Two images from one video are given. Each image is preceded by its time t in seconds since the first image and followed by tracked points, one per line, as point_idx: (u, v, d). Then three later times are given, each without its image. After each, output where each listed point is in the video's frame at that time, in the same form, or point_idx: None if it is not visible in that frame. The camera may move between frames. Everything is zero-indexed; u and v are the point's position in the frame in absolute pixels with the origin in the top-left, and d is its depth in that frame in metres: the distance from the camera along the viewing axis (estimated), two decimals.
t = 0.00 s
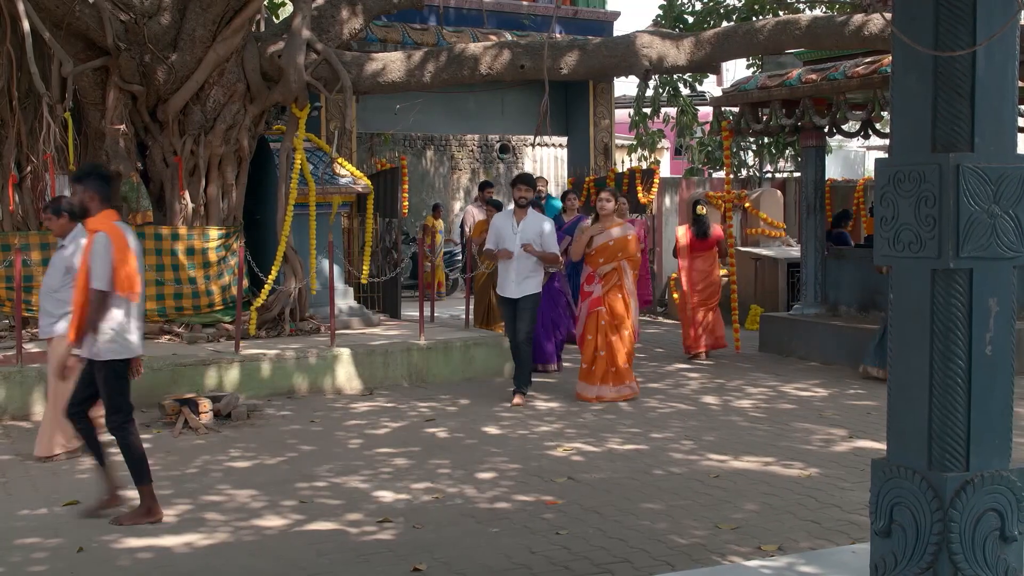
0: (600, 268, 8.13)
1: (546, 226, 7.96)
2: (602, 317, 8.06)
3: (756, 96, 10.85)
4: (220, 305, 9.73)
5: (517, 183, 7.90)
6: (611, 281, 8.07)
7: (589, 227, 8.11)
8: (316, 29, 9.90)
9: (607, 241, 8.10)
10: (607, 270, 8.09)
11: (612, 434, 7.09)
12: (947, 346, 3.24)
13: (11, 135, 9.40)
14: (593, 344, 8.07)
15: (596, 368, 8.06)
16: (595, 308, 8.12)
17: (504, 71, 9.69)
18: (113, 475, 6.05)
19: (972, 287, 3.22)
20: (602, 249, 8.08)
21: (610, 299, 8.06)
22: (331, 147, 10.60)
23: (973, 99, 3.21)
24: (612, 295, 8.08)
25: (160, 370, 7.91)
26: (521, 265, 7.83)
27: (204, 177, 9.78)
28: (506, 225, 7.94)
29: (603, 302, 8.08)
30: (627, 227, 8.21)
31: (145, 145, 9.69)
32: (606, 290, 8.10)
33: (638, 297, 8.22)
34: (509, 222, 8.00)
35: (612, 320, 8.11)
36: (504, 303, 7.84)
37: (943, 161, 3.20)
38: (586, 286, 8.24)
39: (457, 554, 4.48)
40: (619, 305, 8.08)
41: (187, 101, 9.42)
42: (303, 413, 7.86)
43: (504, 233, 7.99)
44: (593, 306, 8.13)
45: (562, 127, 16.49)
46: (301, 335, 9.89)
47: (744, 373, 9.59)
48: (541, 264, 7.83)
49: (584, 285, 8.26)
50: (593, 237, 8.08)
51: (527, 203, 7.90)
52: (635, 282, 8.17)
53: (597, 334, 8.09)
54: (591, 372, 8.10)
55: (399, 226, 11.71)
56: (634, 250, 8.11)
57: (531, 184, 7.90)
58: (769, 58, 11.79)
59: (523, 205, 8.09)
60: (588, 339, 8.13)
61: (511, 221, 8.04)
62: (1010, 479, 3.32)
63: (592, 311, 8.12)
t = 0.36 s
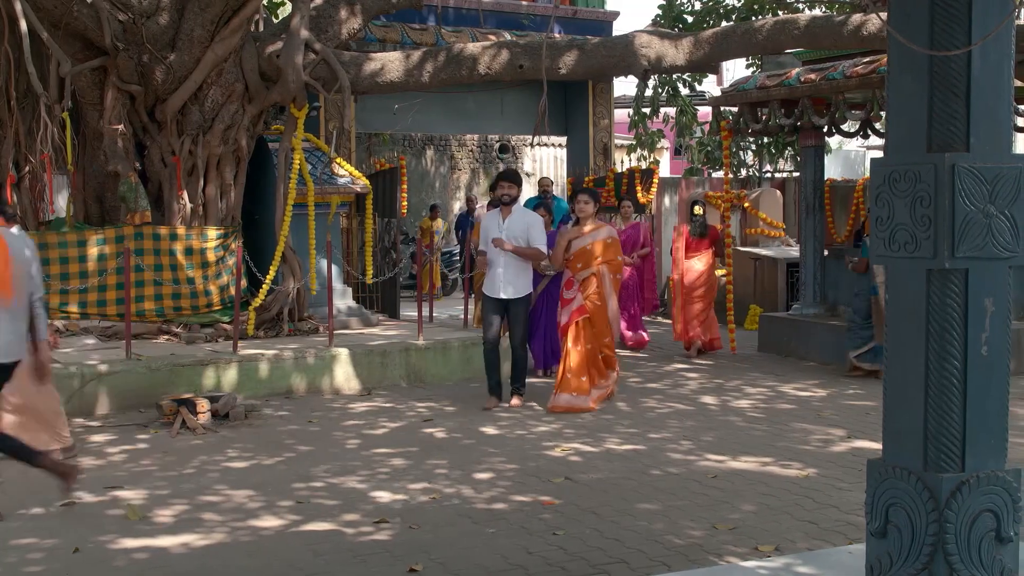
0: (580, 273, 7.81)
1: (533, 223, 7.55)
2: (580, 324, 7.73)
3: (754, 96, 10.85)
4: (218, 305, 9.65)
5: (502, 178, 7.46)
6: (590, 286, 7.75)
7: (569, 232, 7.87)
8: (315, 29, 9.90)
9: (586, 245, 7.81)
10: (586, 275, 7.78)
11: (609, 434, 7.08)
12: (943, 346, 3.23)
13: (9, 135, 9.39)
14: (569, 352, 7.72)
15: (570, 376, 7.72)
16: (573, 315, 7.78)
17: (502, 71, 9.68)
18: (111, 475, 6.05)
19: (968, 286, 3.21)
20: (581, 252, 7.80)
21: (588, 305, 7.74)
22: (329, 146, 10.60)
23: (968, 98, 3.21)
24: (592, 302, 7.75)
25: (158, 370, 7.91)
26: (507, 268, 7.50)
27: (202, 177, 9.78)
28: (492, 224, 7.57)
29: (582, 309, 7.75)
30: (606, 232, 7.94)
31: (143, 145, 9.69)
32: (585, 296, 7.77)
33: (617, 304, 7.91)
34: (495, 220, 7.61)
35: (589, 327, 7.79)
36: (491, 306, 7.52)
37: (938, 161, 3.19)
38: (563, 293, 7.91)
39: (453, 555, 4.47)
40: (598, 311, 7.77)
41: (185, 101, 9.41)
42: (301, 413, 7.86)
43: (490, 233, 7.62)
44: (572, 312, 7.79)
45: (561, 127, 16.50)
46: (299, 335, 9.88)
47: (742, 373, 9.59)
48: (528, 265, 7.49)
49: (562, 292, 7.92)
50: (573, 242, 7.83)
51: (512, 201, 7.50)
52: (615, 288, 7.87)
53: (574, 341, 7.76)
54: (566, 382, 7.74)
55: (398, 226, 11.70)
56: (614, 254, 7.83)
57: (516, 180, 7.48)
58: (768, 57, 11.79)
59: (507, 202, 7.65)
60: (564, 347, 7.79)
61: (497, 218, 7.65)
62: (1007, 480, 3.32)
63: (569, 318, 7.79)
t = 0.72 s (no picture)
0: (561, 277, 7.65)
1: (515, 224, 7.37)
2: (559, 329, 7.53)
3: (753, 96, 10.85)
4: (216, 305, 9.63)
5: (479, 179, 7.24)
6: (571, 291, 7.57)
7: (550, 233, 7.69)
8: (313, 29, 9.90)
9: (567, 248, 7.64)
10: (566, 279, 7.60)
11: (607, 434, 7.07)
12: (937, 346, 3.22)
13: (6, 134, 9.33)
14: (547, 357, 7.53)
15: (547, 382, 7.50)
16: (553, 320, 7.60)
17: (500, 71, 9.67)
18: (107, 476, 6.04)
19: (962, 286, 3.20)
20: (563, 256, 7.64)
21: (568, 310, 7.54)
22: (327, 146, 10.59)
23: (962, 98, 3.20)
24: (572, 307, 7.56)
25: (155, 370, 7.91)
26: (490, 274, 7.32)
27: (200, 177, 9.78)
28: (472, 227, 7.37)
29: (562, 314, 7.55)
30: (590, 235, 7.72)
31: (141, 145, 9.68)
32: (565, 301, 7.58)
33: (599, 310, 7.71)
34: (474, 222, 7.41)
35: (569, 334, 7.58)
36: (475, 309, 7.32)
37: (932, 161, 3.18)
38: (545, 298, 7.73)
39: (448, 556, 4.46)
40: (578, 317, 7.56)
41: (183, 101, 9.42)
42: (299, 413, 7.86)
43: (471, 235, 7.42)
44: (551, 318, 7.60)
45: (561, 127, 16.50)
46: (297, 335, 9.87)
47: (741, 373, 9.58)
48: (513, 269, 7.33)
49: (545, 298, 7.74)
50: (555, 243, 7.66)
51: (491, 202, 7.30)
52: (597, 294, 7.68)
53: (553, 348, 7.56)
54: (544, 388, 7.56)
55: (397, 226, 11.71)
56: (595, 258, 7.66)
57: (494, 178, 7.24)
58: (767, 57, 11.77)
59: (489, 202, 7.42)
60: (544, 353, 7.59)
61: (477, 219, 7.44)
62: (1000, 481, 3.31)
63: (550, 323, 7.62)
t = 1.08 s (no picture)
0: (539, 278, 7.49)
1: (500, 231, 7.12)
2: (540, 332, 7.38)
3: (751, 96, 10.85)
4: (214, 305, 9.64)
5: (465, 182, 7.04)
6: (549, 292, 7.45)
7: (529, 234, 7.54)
8: (311, 29, 9.89)
9: (546, 248, 7.52)
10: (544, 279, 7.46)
11: (604, 435, 7.06)
12: (930, 347, 3.21)
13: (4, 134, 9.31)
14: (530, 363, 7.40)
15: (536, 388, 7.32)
16: (534, 323, 7.41)
17: (498, 72, 9.66)
18: (102, 477, 6.03)
19: (955, 287, 3.19)
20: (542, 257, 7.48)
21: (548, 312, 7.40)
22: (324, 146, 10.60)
23: (955, 99, 3.19)
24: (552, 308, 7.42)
25: (152, 371, 7.90)
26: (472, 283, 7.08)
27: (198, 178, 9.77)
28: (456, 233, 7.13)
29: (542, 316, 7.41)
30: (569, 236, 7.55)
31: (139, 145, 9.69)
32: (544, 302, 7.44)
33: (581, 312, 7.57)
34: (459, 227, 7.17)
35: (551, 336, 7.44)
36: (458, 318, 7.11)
37: (925, 161, 3.17)
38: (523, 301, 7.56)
39: (443, 557, 4.45)
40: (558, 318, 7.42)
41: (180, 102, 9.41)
42: (296, 414, 7.86)
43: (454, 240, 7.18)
44: (530, 321, 7.43)
45: (560, 128, 16.50)
46: (295, 336, 9.87)
47: (739, 374, 9.58)
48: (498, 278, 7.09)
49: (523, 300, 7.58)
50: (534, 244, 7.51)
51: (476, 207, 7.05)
52: (577, 295, 7.53)
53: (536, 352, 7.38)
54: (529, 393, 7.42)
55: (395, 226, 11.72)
56: (575, 259, 7.51)
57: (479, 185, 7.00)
58: (766, 57, 11.76)
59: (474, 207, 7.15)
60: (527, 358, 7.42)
61: (462, 224, 7.20)
62: (994, 483, 3.30)
63: (529, 327, 7.40)
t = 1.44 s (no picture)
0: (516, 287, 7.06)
1: (474, 228, 6.80)
2: (520, 345, 7.00)
3: (751, 96, 10.84)
4: (212, 305, 9.64)
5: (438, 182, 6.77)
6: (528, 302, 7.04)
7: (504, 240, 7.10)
8: (310, 29, 9.88)
9: (523, 255, 7.07)
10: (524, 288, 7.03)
11: (601, 436, 7.05)
12: (924, 348, 3.20)
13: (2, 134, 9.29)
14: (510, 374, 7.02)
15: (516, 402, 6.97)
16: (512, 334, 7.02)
17: (497, 72, 9.65)
18: (99, 477, 6.02)
19: (949, 287, 3.18)
20: (518, 265, 7.05)
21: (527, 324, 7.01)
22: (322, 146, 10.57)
23: (949, 99, 3.18)
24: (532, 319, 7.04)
25: (150, 371, 7.89)
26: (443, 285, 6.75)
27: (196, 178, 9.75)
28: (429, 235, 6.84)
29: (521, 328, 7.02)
30: (546, 241, 7.11)
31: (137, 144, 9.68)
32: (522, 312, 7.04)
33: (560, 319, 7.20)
34: (434, 226, 6.87)
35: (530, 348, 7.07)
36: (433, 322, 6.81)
37: (919, 161, 3.16)
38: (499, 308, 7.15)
39: (438, 558, 4.44)
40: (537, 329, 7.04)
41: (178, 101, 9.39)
42: (294, 414, 7.84)
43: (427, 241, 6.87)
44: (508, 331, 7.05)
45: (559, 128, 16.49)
46: (293, 336, 9.86)
47: (739, 374, 9.56)
48: (472, 276, 6.75)
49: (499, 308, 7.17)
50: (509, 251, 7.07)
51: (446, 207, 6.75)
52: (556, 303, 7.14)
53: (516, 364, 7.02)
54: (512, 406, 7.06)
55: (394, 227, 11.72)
56: (554, 266, 7.08)
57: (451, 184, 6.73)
58: (766, 57, 11.73)
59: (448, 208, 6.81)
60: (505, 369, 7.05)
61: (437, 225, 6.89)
62: (988, 484, 3.29)
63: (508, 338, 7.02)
